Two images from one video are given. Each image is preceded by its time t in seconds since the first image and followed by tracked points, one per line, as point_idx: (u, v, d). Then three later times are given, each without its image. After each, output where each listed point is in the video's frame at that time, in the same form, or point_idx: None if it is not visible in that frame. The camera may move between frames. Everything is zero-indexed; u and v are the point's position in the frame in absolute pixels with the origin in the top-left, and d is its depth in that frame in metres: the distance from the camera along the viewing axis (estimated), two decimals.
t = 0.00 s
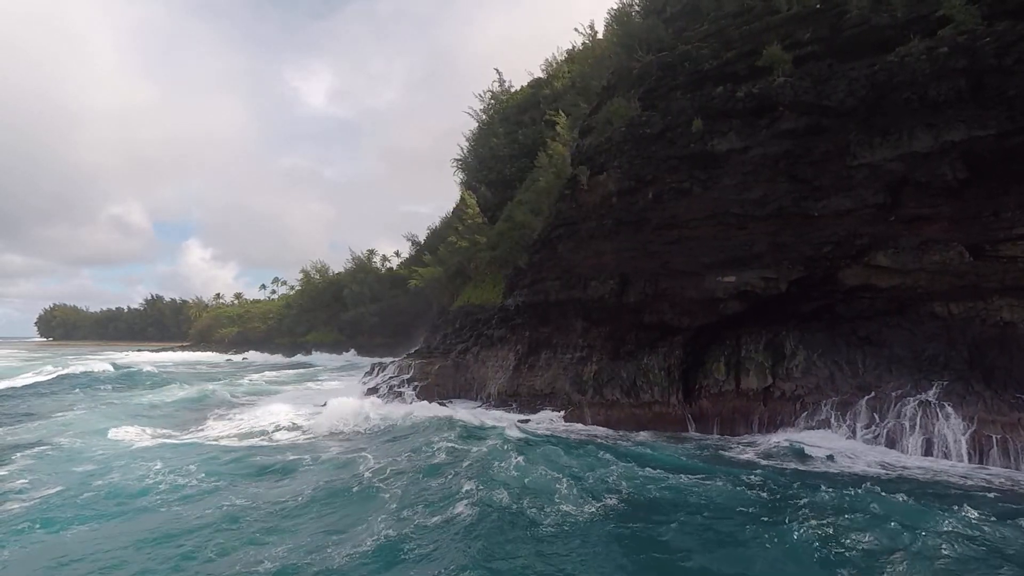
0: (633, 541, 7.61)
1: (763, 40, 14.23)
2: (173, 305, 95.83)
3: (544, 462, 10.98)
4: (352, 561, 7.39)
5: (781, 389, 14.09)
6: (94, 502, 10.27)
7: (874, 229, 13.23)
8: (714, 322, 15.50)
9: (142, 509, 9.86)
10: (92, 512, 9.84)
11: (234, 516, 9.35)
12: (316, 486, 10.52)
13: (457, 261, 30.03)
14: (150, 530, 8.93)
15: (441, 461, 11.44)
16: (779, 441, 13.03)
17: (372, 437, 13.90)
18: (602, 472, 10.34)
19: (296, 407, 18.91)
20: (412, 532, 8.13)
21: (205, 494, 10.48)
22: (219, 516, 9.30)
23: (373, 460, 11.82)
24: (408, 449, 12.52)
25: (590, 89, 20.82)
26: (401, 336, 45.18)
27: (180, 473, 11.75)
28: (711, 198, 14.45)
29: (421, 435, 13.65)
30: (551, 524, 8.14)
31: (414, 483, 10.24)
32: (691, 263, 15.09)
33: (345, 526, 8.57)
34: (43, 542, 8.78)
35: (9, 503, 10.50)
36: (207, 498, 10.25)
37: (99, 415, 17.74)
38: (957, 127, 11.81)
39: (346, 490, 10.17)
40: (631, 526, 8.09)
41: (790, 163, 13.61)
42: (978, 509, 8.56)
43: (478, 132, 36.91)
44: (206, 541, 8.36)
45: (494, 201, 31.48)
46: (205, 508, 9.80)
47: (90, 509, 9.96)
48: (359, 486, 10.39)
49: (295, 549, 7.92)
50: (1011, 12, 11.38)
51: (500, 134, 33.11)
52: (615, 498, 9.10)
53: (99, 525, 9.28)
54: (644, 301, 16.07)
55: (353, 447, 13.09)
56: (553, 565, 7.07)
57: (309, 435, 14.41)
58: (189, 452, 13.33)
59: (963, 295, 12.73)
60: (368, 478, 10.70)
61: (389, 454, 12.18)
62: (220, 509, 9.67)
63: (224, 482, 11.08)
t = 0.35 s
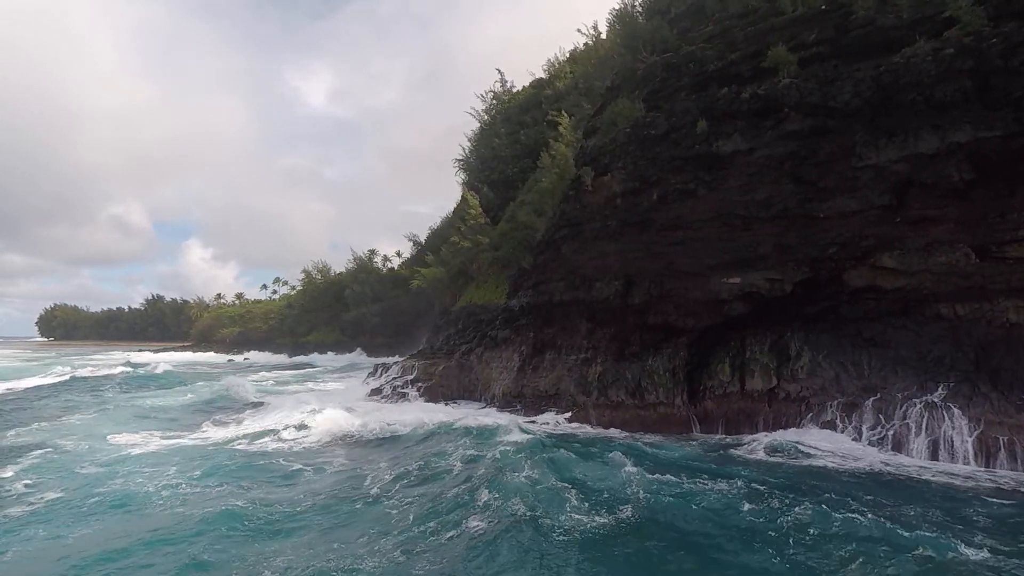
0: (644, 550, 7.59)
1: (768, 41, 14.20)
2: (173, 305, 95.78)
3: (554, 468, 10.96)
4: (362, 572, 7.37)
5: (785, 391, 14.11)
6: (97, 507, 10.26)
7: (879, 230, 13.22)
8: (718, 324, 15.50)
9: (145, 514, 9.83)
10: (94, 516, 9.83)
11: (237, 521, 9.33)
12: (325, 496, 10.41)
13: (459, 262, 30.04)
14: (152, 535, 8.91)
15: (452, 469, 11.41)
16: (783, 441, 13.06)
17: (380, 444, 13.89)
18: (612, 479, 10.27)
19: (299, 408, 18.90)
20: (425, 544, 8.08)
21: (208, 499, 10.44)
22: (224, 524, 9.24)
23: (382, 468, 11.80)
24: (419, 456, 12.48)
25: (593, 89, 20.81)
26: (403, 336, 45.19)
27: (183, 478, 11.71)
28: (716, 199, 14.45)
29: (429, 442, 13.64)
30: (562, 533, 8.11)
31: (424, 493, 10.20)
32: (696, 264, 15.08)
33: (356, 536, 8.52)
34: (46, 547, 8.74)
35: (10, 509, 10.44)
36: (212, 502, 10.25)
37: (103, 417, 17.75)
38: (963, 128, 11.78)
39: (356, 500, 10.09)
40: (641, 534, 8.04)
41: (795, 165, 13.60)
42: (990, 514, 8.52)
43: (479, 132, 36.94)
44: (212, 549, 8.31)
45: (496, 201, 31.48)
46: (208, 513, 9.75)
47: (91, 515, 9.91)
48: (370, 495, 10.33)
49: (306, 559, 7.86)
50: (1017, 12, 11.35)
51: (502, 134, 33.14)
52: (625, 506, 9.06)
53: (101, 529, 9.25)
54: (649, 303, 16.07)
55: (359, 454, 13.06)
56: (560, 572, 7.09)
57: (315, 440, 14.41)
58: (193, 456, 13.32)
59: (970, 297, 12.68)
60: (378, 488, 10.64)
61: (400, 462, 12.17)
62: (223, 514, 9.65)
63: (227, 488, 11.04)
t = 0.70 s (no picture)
0: (655, 565, 7.46)
1: (774, 42, 14.20)
2: (174, 304, 95.85)
3: (565, 477, 10.89)
4: None
5: (790, 392, 14.19)
6: (103, 510, 10.26)
7: (884, 232, 13.21)
8: (723, 325, 15.53)
9: (152, 517, 9.84)
10: (101, 519, 9.83)
11: (243, 526, 9.33)
12: (330, 505, 10.32)
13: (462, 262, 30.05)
14: (159, 539, 8.91)
15: (461, 476, 11.38)
16: (788, 441, 13.08)
17: (386, 450, 13.90)
18: (625, 489, 10.19)
19: (303, 408, 18.91)
20: (435, 555, 8.02)
21: (213, 503, 10.44)
22: (226, 530, 9.20)
23: (393, 476, 11.81)
24: (428, 466, 12.42)
25: (598, 90, 20.83)
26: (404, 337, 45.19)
27: (187, 482, 11.71)
28: (721, 200, 14.45)
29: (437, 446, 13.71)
30: (574, 547, 7.96)
31: (433, 502, 10.16)
32: (701, 265, 15.07)
33: (364, 547, 8.38)
34: (48, 549, 8.75)
35: (13, 511, 10.44)
36: (218, 507, 10.25)
37: (108, 420, 17.75)
38: (969, 130, 11.76)
39: (365, 510, 10.01)
40: (652, 547, 7.92)
41: (800, 166, 13.60)
42: (998, 516, 8.52)
43: (482, 133, 36.96)
44: (215, 554, 8.29)
45: (499, 201, 31.48)
46: (214, 517, 9.76)
47: (98, 517, 9.92)
48: (379, 505, 10.24)
49: (311, 570, 7.75)
50: None
51: (505, 135, 33.15)
52: (638, 517, 8.92)
53: (108, 532, 9.26)
54: (653, 304, 16.08)
55: (365, 461, 13.05)
56: None
57: (319, 445, 14.44)
58: (198, 460, 13.32)
59: (976, 298, 12.66)
60: (387, 497, 10.58)
61: (410, 471, 12.12)
62: (228, 519, 9.64)
63: (231, 492, 11.03)
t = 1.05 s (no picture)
0: None
1: (779, 43, 14.18)
2: (174, 304, 95.80)
3: (574, 485, 10.86)
4: None
5: (795, 394, 14.23)
6: (108, 513, 10.23)
7: (889, 233, 13.21)
8: (728, 326, 15.59)
9: (156, 520, 9.81)
10: (105, 522, 9.79)
11: (249, 531, 9.32)
12: (337, 510, 10.27)
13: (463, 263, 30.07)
14: (164, 543, 8.89)
15: (467, 484, 11.38)
16: (792, 438, 13.15)
17: (391, 454, 13.95)
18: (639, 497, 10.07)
19: (307, 409, 18.91)
20: (442, 563, 8.01)
21: (219, 507, 10.42)
22: (232, 536, 9.13)
23: (400, 482, 11.78)
24: (438, 472, 12.37)
25: (601, 90, 20.85)
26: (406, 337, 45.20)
27: (192, 486, 11.69)
28: (726, 201, 14.45)
29: (445, 454, 13.74)
30: (584, 559, 7.81)
31: (438, 510, 10.14)
32: (707, 266, 15.08)
33: (372, 554, 8.35)
34: (54, 553, 8.73)
35: (17, 515, 10.38)
36: (223, 511, 10.22)
37: (111, 422, 17.73)
38: (975, 131, 11.75)
39: (373, 517, 9.92)
40: (664, 557, 7.77)
41: (805, 167, 13.60)
42: (1008, 518, 8.50)
43: (483, 133, 36.98)
44: (222, 559, 8.27)
45: (501, 201, 31.49)
46: (219, 522, 9.73)
47: (103, 520, 9.89)
48: (385, 512, 10.20)
49: None
50: None
51: (506, 135, 33.16)
52: (649, 528, 8.80)
53: (113, 535, 9.24)
54: (658, 305, 16.11)
55: (370, 465, 13.05)
56: None
57: (325, 448, 14.45)
58: (203, 464, 13.30)
59: (982, 299, 12.67)
60: (393, 504, 10.53)
61: (416, 477, 12.13)
62: (234, 524, 9.62)
63: (237, 496, 11.01)
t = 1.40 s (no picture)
0: None
1: (784, 43, 14.16)
2: (174, 304, 95.82)
3: (580, 495, 10.84)
4: None
5: (799, 395, 14.22)
6: (115, 513, 10.24)
7: (895, 234, 13.20)
8: (732, 326, 15.59)
9: (162, 521, 9.82)
10: (112, 522, 9.81)
11: (256, 532, 9.32)
12: (344, 512, 10.30)
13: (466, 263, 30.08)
14: (172, 544, 8.90)
15: (472, 497, 11.36)
16: (796, 434, 13.18)
17: (396, 460, 13.93)
18: (646, 504, 10.04)
19: (311, 409, 18.93)
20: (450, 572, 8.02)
21: (225, 508, 10.43)
22: (239, 537, 9.13)
23: (406, 487, 11.80)
24: (444, 477, 12.35)
25: (604, 90, 20.84)
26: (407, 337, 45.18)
27: (198, 487, 11.68)
28: (730, 201, 14.44)
29: (451, 458, 13.74)
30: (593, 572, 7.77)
31: (444, 518, 10.14)
32: (711, 266, 15.07)
33: (379, 557, 8.37)
34: (61, 552, 8.74)
35: (22, 515, 10.37)
36: (229, 512, 10.22)
37: (115, 423, 17.73)
38: (981, 131, 11.73)
39: (380, 522, 9.89)
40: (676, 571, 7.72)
41: (810, 167, 13.59)
42: (1017, 521, 8.49)
43: (485, 133, 36.98)
44: (230, 559, 8.29)
45: (503, 202, 31.48)
46: (226, 522, 9.74)
47: (110, 520, 9.91)
48: (392, 515, 10.20)
49: None
50: None
51: (508, 135, 33.16)
52: (657, 542, 8.80)
53: (120, 535, 9.26)
54: (663, 305, 16.12)
55: (376, 469, 13.05)
56: None
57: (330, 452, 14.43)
58: (208, 465, 13.30)
59: (988, 300, 12.66)
60: (400, 508, 10.54)
61: (421, 484, 12.12)
62: (241, 525, 9.62)
63: (243, 498, 11.01)
